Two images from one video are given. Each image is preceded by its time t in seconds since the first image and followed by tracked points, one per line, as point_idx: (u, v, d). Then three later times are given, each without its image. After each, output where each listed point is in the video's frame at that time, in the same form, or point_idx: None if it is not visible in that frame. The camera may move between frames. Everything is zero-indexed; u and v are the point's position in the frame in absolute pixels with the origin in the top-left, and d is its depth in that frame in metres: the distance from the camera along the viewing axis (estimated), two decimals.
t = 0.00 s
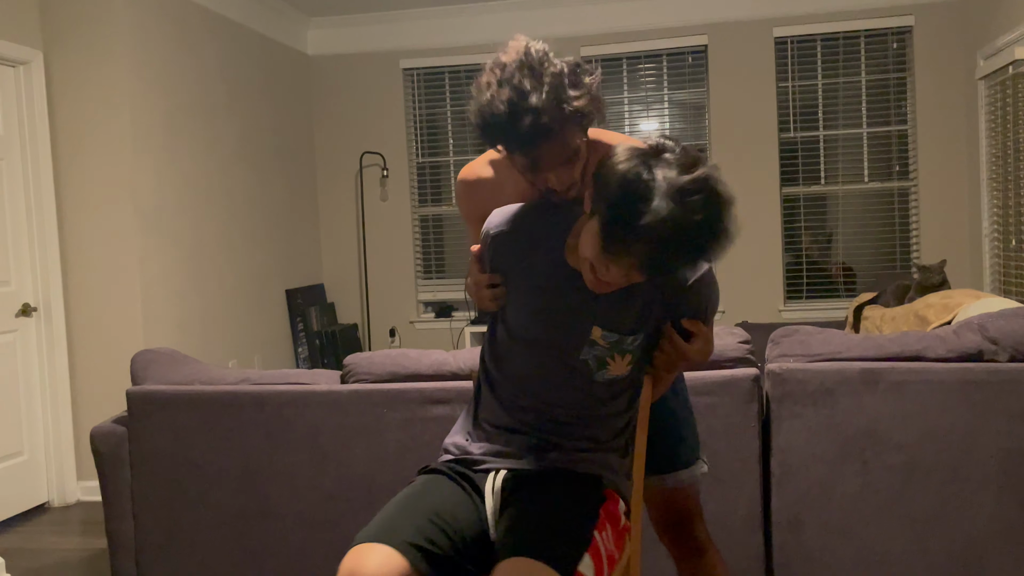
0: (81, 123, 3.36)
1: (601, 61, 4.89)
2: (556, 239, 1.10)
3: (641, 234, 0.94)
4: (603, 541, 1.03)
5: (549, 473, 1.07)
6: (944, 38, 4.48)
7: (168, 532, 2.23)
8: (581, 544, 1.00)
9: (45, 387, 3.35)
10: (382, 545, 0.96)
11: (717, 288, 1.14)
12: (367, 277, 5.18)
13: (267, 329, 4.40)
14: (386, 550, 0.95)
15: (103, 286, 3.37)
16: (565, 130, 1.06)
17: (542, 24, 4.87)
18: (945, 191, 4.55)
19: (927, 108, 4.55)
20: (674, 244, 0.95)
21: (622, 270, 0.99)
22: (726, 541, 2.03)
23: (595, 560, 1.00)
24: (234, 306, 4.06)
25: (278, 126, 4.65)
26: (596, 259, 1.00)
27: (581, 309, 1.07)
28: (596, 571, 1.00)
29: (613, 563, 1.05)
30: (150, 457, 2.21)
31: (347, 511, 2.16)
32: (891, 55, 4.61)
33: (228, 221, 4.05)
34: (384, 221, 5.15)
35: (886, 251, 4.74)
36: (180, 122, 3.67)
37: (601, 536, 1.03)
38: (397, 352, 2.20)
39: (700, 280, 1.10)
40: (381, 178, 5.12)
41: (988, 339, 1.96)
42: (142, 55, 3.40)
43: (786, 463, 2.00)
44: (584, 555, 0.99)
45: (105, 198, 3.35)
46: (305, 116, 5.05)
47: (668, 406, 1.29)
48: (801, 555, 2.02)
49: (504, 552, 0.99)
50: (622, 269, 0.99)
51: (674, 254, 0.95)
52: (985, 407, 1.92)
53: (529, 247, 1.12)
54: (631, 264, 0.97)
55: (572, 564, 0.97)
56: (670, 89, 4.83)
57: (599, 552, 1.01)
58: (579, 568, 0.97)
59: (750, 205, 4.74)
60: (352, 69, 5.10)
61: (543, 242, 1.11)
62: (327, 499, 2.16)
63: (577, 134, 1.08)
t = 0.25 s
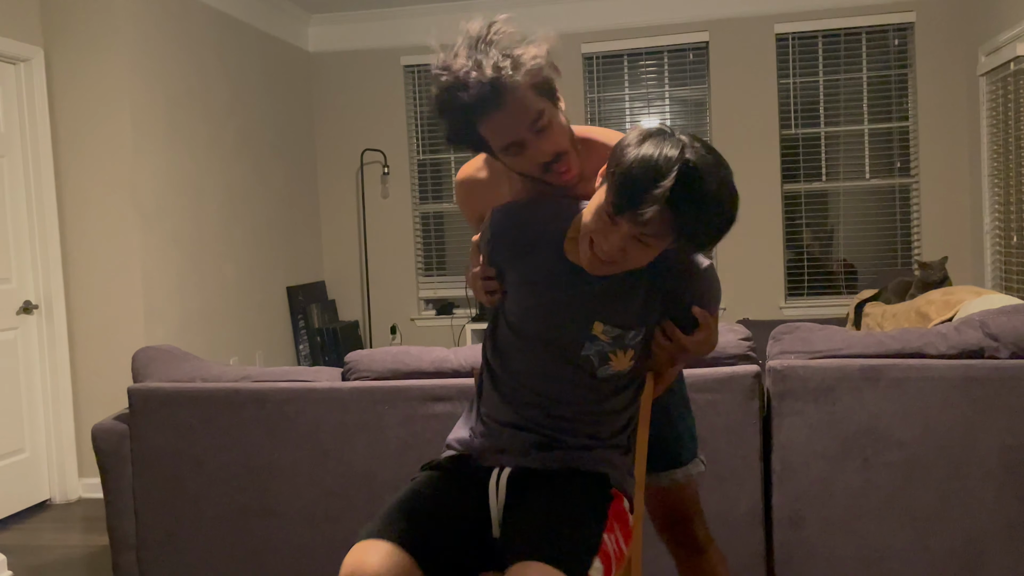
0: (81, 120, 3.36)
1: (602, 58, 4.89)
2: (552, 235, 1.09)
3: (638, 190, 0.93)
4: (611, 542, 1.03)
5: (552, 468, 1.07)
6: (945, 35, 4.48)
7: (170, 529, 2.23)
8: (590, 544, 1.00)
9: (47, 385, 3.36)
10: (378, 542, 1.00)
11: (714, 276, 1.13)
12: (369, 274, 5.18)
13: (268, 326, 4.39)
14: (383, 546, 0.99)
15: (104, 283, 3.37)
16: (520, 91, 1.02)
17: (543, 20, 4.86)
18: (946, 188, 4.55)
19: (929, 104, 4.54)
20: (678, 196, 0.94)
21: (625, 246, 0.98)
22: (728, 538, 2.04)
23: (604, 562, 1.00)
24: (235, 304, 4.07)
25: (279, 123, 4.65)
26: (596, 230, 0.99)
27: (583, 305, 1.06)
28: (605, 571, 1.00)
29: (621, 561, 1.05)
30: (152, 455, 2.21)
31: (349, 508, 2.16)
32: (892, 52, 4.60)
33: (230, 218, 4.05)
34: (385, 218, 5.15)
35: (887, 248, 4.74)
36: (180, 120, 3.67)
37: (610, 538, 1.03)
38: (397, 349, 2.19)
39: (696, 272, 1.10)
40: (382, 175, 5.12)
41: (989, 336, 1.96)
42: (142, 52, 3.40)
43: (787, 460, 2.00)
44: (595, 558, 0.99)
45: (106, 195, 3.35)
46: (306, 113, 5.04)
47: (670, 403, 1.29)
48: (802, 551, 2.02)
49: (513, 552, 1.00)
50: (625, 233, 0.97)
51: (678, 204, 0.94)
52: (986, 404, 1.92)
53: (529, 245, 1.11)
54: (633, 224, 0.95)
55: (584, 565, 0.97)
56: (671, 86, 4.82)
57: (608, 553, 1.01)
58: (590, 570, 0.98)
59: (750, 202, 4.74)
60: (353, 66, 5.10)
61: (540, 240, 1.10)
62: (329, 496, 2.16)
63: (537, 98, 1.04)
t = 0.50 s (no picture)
0: (82, 117, 3.36)
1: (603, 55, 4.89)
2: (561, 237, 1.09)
3: (616, 178, 0.96)
4: (615, 530, 1.07)
5: (562, 471, 1.07)
6: (947, 31, 4.47)
7: (171, 526, 2.23)
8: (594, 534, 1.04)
9: (48, 382, 3.36)
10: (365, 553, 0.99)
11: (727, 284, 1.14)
12: (370, 272, 5.19)
13: (269, 324, 4.39)
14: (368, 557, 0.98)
15: (105, 280, 3.38)
16: (558, 129, 1.04)
17: (544, 17, 4.86)
18: (948, 185, 4.54)
19: (930, 101, 4.53)
20: (654, 185, 0.93)
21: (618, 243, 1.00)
22: (729, 535, 2.04)
23: (607, 546, 1.05)
24: (237, 301, 4.07)
25: (280, 121, 4.65)
26: (591, 225, 1.02)
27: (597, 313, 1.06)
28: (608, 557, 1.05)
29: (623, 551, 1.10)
30: (153, 452, 2.22)
31: (350, 505, 2.16)
32: (893, 48, 4.59)
33: (231, 215, 4.05)
34: (387, 215, 5.15)
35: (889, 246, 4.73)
36: (181, 117, 3.67)
37: (613, 526, 1.07)
38: (398, 346, 2.20)
39: (710, 283, 1.11)
40: (383, 173, 5.12)
41: (990, 333, 1.97)
42: (143, 48, 3.40)
43: (788, 457, 2.00)
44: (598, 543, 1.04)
45: (107, 192, 3.35)
46: (307, 110, 5.04)
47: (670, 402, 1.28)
48: (803, 548, 2.02)
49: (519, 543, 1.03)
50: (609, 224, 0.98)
51: (653, 191, 0.93)
52: (987, 400, 1.92)
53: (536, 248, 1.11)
54: (616, 212, 0.97)
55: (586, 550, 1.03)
56: (672, 83, 4.82)
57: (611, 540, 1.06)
58: (594, 554, 1.03)
59: (751, 200, 4.74)
60: (354, 64, 5.10)
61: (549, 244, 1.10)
62: (330, 494, 2.16)
63: (569, 134, 1.06)
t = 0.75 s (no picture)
0: (84, 114, 3.36)
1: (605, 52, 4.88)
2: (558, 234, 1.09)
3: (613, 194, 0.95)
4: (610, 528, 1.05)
5: (559, 469, 1.08)
6: (948, 28, 4.47)
7: (173, 523, 2.24)
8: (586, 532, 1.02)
9: (49, 380, 3.36)
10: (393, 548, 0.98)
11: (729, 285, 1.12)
12: (371, 269, 5.19)
13: (270, 321, 4.40)
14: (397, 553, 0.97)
15: (107, 277, 3.38)
16: (566, 126, 1.05)
17: (544, 14, 4.85)
18: (949, 182, 4.54)
19: (932, 98, 4.53)
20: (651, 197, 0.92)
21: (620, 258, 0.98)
22: (730, 532, 2.04)
23: (600, 548, 1.02)
24: (238, 298, 4.07)
25: (281, 118, 4.65)
26: (596, 242, 1.00)
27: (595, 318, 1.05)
28: (602, 559, 1.02)
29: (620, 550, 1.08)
30: (154, 449, 2.22)
31: (352, 501, 2.16)
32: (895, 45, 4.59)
33: (232, 212, 4.06)
34: (388, 213, 5.15)
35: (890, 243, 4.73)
36: (183, 114, 3.67)
37: (606, 525, 1.05)
38: (399, 343, 2.20)
39: (712, 285, 1.10)
40: (384, 170, 5.12)
41: (991, 329, 1.96)
42: (144, 45, 3.40)
43: (790, 454, 2.00)
44: (589, 542, 1.01)
45: (108, 190, 3.35)
46: (308, 108, 5.04)
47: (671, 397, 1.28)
48: (804, 545, 2.02)
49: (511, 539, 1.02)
50: (606, 231, 0.98)
51: (648, 201, 0.93)
52: (989, 397, 1.92)
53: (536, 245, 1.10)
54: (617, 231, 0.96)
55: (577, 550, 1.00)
56: (673, 81, 4.82)
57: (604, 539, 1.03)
58: (585, 553, 1.00)
59: (752, 197, 4.74)
60: (355, 61, 5.10)
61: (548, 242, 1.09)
62: (331, 490, 2.16)
63: (577, 131, 1.07)
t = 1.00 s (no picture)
0: (84, 113, 3.36)
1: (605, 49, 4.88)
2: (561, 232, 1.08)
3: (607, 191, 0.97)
4: (614, 528, 1.03)
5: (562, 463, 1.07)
6: (950, 24, 4.46)
7: (174, 521, 2.24)
8: (593, 532, 1.00)
9: (50, 377, 3.36)
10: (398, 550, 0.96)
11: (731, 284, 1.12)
12: (372, 267, 5.19)
13: (271, 319, 4.40)
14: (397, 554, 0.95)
15: (108, 275, 3.38)
16: (551, 117, 1.06)
17: (545, 12, 4.84)
18: (950, 179, 4.54)
19: (933, 95, 4.52)
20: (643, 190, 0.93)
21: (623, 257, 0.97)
22: (731, 529, 2.04)
23: (606, 546, 1.01)
24: (239, 296, 4.07)
25: (281, 116, 4.65)
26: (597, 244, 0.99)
27: (596, 307, 1.06)
28: (607, 556, 1.01)
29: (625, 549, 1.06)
30: (156, 447, 2.22)
31: (353, 499, 2.16)
32: (896, 42, 4.58)
33: (233, 209, 4.06)
34: (388, 210, 5.15)
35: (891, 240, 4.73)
36: (183, 112, 3.67)
37: (612, 525, 1.03)
38: (400, 342, 2.20)
39: (715, 280, 1.09)
40: (384, 167, 5.12)
41: (992, 327, 1.95)
42: (144, 42, 3.39)
43: (791, 451, 2.00)
44: (597, 542, 0.99)
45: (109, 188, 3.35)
46: (308, 106, 5.04)
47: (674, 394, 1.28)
48: (805, 543, 2.02)
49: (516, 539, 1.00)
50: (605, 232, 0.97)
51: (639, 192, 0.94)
52: (990, 394, 1.92)
53: (537, 241, 1.09)
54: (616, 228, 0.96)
55: (584, 550, 0.98)
56: (674, 78, 4.81)
57: (610, 538, 1.02)
58: (592, 554, 0.98)
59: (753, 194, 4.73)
60: (355, 58, 5.09)
61: (550, 238, 1.09)
62: (333, 488, 2.16)
63: (566, 124, 1.08)
